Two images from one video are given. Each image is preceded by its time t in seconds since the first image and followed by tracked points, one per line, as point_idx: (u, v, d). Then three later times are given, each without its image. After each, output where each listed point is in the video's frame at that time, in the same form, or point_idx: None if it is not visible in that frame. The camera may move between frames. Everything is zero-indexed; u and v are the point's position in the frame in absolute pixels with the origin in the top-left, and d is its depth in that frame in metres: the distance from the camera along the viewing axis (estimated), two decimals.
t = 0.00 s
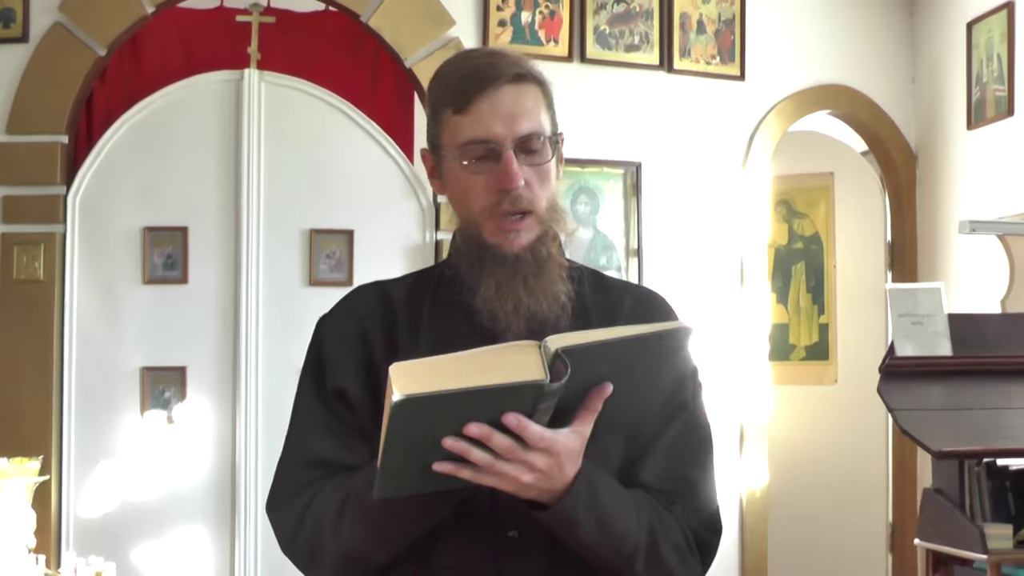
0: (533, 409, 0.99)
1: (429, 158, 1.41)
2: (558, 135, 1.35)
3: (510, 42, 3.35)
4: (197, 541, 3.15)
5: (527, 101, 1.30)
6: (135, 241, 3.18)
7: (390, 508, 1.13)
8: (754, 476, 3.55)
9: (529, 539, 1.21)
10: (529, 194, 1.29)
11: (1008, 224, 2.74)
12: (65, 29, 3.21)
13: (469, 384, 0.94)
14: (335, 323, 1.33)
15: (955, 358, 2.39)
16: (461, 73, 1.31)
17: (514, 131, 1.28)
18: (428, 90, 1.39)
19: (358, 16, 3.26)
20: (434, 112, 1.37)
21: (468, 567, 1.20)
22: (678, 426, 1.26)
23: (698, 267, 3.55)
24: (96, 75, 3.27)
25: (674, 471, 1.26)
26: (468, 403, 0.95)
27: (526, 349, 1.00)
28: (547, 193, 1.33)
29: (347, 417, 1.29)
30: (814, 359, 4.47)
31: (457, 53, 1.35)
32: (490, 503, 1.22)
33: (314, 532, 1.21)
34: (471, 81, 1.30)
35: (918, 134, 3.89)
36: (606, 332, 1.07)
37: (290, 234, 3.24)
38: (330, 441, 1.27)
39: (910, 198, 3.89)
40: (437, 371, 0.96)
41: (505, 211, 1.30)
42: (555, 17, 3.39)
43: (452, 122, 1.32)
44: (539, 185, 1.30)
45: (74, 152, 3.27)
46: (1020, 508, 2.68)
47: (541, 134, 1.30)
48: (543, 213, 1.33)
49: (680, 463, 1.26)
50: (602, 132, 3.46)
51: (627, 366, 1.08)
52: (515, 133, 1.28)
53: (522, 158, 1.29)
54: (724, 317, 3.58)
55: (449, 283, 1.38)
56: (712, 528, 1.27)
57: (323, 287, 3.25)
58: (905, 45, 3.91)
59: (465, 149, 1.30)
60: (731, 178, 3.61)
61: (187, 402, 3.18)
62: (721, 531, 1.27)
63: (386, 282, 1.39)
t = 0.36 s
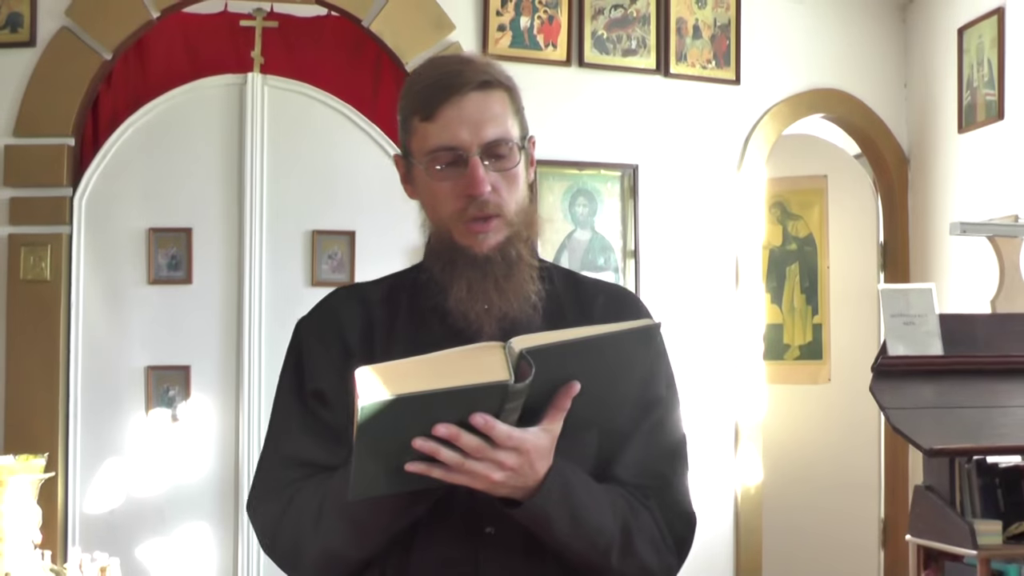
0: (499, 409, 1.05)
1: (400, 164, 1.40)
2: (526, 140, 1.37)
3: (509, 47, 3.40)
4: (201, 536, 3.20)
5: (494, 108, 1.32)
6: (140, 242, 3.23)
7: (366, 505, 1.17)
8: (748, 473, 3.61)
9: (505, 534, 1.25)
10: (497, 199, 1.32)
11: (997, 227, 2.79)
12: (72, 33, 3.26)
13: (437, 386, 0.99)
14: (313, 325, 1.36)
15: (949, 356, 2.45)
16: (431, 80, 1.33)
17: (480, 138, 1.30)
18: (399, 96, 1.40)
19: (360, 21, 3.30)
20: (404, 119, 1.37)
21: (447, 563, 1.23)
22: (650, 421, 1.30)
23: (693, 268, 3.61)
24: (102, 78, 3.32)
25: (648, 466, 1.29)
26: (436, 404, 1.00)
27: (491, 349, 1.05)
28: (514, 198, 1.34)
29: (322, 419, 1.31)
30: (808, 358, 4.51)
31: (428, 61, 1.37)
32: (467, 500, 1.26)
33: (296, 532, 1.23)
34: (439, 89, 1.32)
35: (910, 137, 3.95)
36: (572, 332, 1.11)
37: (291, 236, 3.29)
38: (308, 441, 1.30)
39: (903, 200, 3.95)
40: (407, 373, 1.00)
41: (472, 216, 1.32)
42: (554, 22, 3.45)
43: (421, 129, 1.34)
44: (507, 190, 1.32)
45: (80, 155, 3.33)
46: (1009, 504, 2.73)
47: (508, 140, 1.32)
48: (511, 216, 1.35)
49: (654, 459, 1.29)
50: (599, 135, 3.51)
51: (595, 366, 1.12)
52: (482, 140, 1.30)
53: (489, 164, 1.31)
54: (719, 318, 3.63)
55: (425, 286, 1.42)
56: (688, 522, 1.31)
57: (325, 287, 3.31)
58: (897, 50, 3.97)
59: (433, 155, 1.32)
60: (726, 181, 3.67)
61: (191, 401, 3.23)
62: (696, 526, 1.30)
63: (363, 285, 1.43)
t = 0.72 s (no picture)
0: (472, 407, 1.08)
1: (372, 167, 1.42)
2: (496, 141, 1.38)
3: (508, 49, 3.45)
4: (205, 529, 3.26)
5: (463, 110, 1.33)
6: (146, 240, 3.29)
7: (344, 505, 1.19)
8: (744, 468, 3.67)
9: (481, 530, 1.25)
10: (468, 199, 1.33)
11: (986, 226, 2.84)
12: (78, 35, 3.32)
13: (411, 386, 1.02)
14: (289, 330, 1.38)
15: (938, 354, 2.50)
16: (400, 84, 1.34)
17: (451, 139, 1.31)
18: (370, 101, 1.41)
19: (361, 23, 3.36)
20: (376, 123, 1.39)
21: (425, 558, 1.25)
22: (623, 416, 1.32)
23: (688, 266, 3.66)
24: (108, 80, 3.39)
25: (620, 459, 1.31)
26: (409, 405, 1.03)
27: (462, 348, 1.08)
28: (487, 198, 1.36)
29: (299, 420, 1.32)
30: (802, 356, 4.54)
31: (397, 64, 1.37)
32: (444, 496, 1.26)
33: (275, 532, 1.25)
34: (409, 92, 1.33)
35: (902, 137, 4.01)
36: (540, 332, 1.13)
37: (293, 235, 3.35)
38: (287, 443, 1.31)
39: (895, 200, 4.00)
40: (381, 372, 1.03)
41: (444, 216, 1.34)
42: (552, 24, 3.50)
43: (392, 132, 1.35)
44: (478, 191, 1.34)
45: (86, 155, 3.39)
46: (999, 500, 2.76)
47: (479, 141, 1.34)
48: (484, 216, 1.36)
49: (626, 452, 1.32)
50: (597, 136, 3.57)
51: (565, 362, 1.14)
52: (453, 141, 1.32)
53: (461, 166, 1.33)
54: (714, 316, 3.69)
55: (400, 287, 1.42)
56: (660, 514, 1.32)
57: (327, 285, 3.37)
58: (889, 51, 4.03)
59: (405, 157, 1.33)
60: (721, 181, 3.73)
61: (195, 397, 3.29)
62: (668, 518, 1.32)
63: (339, 287, 1.43)
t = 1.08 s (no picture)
0: (463, 407, 1.05)
1: (360, 169, 1.41)
2: (484, 141, 1.36)
3: (516, 48, 3.45)
4: (214, 528, 3.27)
5: (451, 111, 1.31)
6: (154, 240, 3.29)
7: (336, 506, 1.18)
8: (752, 467, 3.66)
9: (474, 530, 1.24)
10: (458, 200, 1.31)
11: (996, 224, 2.84)
12: (86, 34, 3.32)
13: (407, 385, 0.99)
14: (280, 332, 1.37)
15: (946, 354, 2.50)
16: (388, 86, 1.33)
17: (440, 140, 1.30)
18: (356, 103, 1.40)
19: (369, 23, 3.36)
20: (363, 126, 1.38)
21: (417, 556, 1.24)
22: (613, 414, 1.32)
23: (696, 265, 3.66)
24: (116, 79, 3.39)
25: (610, 457, 1.31)
26: (398, 406, 1.00)
27: (454, 348, 1.06)
28: (476, 198, 1.34)
29: (290, 421, 1.30)
30: (810, 355, 4.57)
31: (384, 66, 1.36)
32: (435, 496, 1.26)
33: (267, 533, 1.23)
34: (397, 93, 1.32)
35: (910, 136, 4.00)
36: (532, 330, 1.10)
37: (301, 235, 3.35)
38: (278, 444, 1.30)
39: (903, 200, 4.00)
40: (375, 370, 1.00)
41: (433, 217, 1.32)
42: (560, 23, 3.50)
43: (380, 134, 1.34)
44: (468, 191, 1.32)
45: (95, 154, 3.39)
46: (1008, 499, 2.75)
47: (467, 141, 1.32)
48: (472, 216, 1.35)
49: (616, 450, 1.32)
50: (604, 136, 3.57)
51: (557, 360, 1.12)
52: (441, 142, 1.30)
53: (450, 166, 1.31)
54: (722, 315, 3.69)
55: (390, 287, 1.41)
56: (652, 510, 1.30)
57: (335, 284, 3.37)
58: (897, 50, 4.02)
59: (394, 159, 1.32)
60: (729, 180, 3.73)
61: (204, 396, 3.30)
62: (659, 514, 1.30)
63: (329, 290, 1.42)
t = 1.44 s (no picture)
0: (456, 408, 1.04)
1: (354, 173, 1.39)
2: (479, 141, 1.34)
3: (520, 50, 3.45)
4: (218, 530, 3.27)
5: (447, 112, 1.29)
6: (158, 242, 3.30)
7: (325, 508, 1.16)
8: (756, 469, 3.66)
9: (468, 531, 1.20)
10: (458, 200, 1.28)
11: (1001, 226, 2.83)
12: (90, 36, 3.32)
13: (405, 386, 0.98)
14: (272, 334, 1.33)
15: (950, 353, 2.50)
16: (383, 87, 1.30)
17: (439, 141, 1.27)
18: (348, 108, 1.37)
19: (373, 25, 3.36)
20: (356, 129, 1.35)
21: (412, 558, 1.20)
22: (606, 414, 1.28)
23: (700, 266, 3.66)
24: (120, 81, 3.39)
25: (604, 458, 1.27)
26: (392, 408, 0.99)
27: (447, 348, 1.04)
28: (473, 199, 1.32)
29: (281, 425, 1.26)
30: (814, 356, 4.57)
31: (377, 69, 1.34)
32: (430, 495, 1.21)
33: (260, 536, 1.19)
34: (393, 95, 1.29)
35: (914, 137, 4.00)
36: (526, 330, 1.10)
37: (305, 236, 3.35)
38: (270, 449, 1.26)
39: (907, 202, 4.00)
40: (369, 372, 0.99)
41: (434, 217, 1.29)
42: (563, 25, 3.50)
43: (377, 135, 1.31)
44: (466, 192, 1.29)
45: (98, 156, 3.39)
46: (1012, 500, 2.77)
47: (464, 141, 1.30)
48: (472, 216, 1.32)
49: (609, 450, 1.28)
50: (607, 137, 3.57)
51: (550, 359, 1.11)
52: (440, 142, 1.28)
53: (449, 167, 1.29)
54: (726, 316, 3.69)
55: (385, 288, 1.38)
56: (645, 510, 1.26)
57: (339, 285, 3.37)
58: (901, 52, 4.03)
59: (393, 160, 1.29)
60: (733, 181, 3.73)
61: (208, 398, 3.30)
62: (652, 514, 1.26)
63: (321, 291, 1.38)
